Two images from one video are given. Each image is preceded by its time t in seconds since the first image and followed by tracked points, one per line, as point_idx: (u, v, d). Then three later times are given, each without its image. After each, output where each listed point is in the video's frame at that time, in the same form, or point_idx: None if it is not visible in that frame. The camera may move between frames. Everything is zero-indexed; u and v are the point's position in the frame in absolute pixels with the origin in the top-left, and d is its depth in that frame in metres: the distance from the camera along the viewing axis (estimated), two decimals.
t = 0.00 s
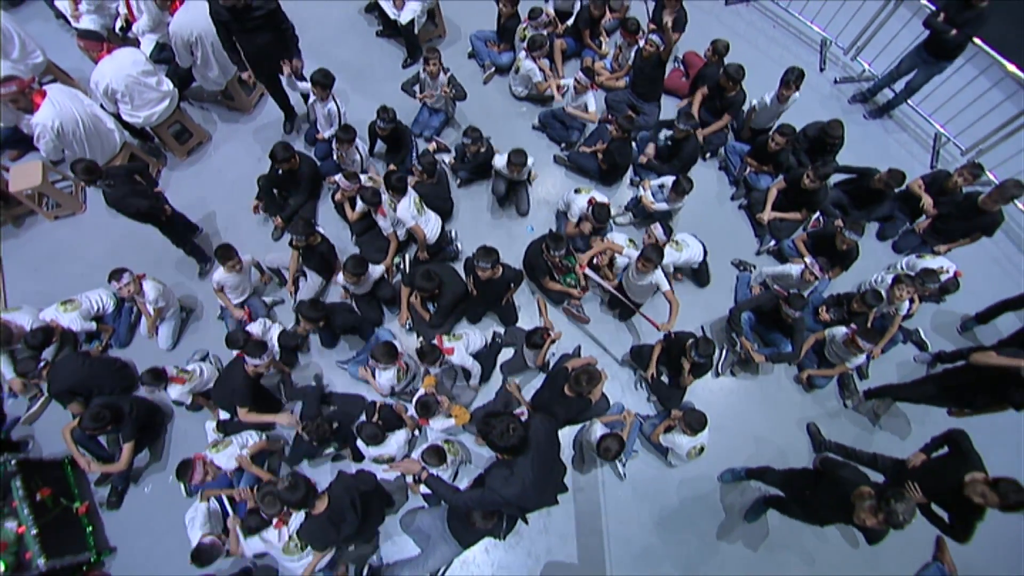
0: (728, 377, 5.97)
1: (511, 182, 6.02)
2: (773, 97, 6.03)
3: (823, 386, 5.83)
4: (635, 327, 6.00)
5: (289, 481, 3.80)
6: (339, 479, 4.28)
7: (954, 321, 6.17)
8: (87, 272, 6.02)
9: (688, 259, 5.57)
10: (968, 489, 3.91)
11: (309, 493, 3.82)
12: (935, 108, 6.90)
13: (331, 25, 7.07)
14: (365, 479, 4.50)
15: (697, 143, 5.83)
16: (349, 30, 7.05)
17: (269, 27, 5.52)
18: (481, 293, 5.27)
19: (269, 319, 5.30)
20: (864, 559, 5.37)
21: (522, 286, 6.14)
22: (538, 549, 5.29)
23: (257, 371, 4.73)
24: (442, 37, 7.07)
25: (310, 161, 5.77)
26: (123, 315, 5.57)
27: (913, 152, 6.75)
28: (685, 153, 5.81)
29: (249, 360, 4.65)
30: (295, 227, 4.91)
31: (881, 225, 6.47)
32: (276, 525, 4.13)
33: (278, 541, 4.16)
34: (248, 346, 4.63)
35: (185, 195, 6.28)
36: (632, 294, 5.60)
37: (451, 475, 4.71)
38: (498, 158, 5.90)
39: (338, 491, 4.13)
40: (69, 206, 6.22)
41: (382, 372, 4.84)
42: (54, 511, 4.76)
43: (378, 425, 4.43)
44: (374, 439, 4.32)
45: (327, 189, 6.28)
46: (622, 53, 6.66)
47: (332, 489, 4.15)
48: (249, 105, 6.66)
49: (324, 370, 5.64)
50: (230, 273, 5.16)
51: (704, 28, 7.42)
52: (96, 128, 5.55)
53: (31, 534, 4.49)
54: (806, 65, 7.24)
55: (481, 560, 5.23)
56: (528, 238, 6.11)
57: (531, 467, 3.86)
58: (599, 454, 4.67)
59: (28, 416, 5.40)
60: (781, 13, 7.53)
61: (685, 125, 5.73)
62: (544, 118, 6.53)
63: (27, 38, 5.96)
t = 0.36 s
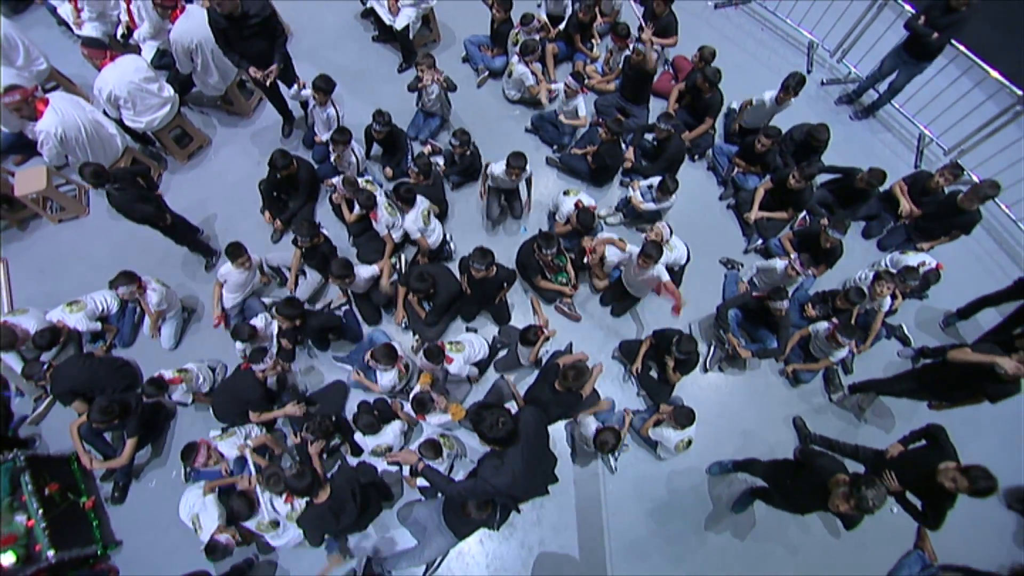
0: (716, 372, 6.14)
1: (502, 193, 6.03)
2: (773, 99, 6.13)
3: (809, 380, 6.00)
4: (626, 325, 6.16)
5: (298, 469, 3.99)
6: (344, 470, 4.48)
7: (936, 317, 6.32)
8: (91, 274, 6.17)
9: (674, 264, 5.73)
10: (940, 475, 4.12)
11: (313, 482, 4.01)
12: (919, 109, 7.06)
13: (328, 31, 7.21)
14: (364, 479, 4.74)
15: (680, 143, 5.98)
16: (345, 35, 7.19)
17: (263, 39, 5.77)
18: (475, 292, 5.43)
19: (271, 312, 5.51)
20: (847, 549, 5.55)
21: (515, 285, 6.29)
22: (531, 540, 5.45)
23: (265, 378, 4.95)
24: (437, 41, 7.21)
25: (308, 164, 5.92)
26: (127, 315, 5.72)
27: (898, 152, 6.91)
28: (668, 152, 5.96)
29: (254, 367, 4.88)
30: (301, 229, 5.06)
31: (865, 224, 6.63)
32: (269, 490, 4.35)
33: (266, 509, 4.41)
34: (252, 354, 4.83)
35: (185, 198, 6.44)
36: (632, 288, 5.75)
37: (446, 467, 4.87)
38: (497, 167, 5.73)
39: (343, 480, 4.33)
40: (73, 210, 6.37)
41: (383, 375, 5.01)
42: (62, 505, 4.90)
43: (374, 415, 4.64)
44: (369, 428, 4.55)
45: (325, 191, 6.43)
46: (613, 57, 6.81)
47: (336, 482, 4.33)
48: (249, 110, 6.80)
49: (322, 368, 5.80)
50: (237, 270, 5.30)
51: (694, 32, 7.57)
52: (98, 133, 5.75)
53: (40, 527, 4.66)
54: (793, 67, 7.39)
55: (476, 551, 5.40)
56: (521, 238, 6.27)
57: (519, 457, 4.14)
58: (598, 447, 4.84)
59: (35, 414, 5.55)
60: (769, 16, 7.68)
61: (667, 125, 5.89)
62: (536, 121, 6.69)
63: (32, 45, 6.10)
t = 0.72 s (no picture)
0: (704, 368, 6.29)
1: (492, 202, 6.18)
2: (752, 91, 6.32)
3: (795, 375, 6.16)
4: (616, 323, 6.32)
5: (299, 463, 4.12)
6: (343, 459, 4.63)
7: (919, 313, 6.48)
8: (94, 275, 6.32)
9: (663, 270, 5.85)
10: (915, 464, 4.36)
11: (315, 477, 4.15)
12: (903, 109, 7.22)
13: (325, 35, 7.35)
14: (370, 478, 4.95)
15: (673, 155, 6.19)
16: (341, 40, 7.33)
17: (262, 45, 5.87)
18: (469, 292, 5.58)
19: (275, 312, 5.73)
20: (831, 539, 5.74)
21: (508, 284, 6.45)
22: (524, 532, 5.61)
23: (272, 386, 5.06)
24: (431, 46, 7.35)
25: (306, 168, 6.09)
26: (129, 316, 5.86)
27: (882, 151, 7.07)
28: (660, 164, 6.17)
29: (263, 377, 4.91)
30: (289, 237, 5.23)
31: (851, 222, 6.80)
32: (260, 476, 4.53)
33: (253, 498, 4.56)
34: (264, 367, 4.86)
35: (185, 201, 6.59)
36: (627, 282, 5.92)
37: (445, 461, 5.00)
38: (489, 171, 5.81)
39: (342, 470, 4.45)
40: (76, 213, 6.52)
41: (380, 368, 5.19)
42: (68, 500, 5.05)
43: (370, 408, 4.79)
44: (365, 423, 4.72)
45: (323, 194, 6.58)
46: (604, 60, 6.97)
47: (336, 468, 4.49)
48: (247, 114, 6.94)
49: (320, 367, 5.95)
50: (244, 268, 5.48)
51: (683, 35, 7.71)
52: (102, 139, 5.84)
53: (48, 520, 4.80)
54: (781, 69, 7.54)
55: (471, 543, 5.56)
56: (514, 238, 6.43)
57: (508, 450, 4.32)
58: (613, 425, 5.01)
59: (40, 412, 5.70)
60: (757, 19, 7.82)
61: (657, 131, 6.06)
62: (529, 124, 6.83)
63: (35, 52, 6.26)
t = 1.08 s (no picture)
0: (692, 364, 6.44)
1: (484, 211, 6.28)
2: (732, 79, 6.62)
3: (781, 372, 6.32)
4: (607, 321, 6.48)
5: (287, 473, 4.34)
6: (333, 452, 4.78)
7: (904, 311, 6.63)
8: (98, 274, 6.48)
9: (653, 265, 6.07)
10: (893, 459, 4.52)
11: (303, 485, 4.38)
12: (891, 112, 7.36)
13: (323, 39, 7.50)
14: (365, 473, 5.08)
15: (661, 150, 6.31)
16: (339, 43, 7.47)
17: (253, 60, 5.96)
18: (463, 290, 5.72)
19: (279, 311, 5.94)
20: (816, 531, 5.90)
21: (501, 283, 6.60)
22: (516, 524, 5.77)
23: (265, 378, 5.17)
24: (427, 49, 7.49)
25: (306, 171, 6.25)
26: (132, 313, 6.01)
27: (870, 153, 7.21)
28: (648, 157, 6.28)
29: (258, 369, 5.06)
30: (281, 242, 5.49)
31: (838, 223, 6.95)
32: (274, 483, 4.73)
33: (268, 498, 4.81)
34: (261, 360, 5.00)
35: (186, 202, 6.74)
36: (617, 282, 6.09)
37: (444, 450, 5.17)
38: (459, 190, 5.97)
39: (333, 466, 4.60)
40: (80, 213, 6.68)
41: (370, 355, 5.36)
42: (74, 492, 5.22)
43: (365, 402, 4.95)
44: (362, 416, 4.92)
45: (321, 195, 6.73)
46: (596, 63, 7.13)
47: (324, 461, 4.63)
48: (247, 116, 7.08)
49: (318, 365, 6.10)
50: (243, 267, 5.65)
51: (675, 38, 7.85)
52: (108, 142, 5.98)
53: (55, 511, 4.97)
54: (771, 72, 7.67)
55: (465, 535, 5.72)
56: (508, 238, 6.58)
57: (498, 442, 4.50)
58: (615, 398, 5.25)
59: (46, 407, 5.86)
60: (748, 23, 7.95)
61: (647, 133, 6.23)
62: (523, 126, 6.98)
63: (41, 57, 6.43)
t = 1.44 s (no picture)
0: (682, 364, 6.59)
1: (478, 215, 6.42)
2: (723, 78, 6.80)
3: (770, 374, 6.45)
4: (600, 321, 6.63)
5: (282, 467, 4.64)
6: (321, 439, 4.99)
7: (893, 314, 6.76)
8: (105, 268, 6.65)
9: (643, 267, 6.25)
10: (874, 458, 4.63)
11: (298, 478, 4.68)
12: (883, 118, 7.49)
13: (327, 41, 7.66)
14: (360, 463, 5.32)
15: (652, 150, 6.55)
16: (342, 46, 7.63)
17: (235, 77, 6.14)
18: (459, 287, 5.89)
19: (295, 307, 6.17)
20: (802, 527, 6.03)
21: (497, 281, 6.75)
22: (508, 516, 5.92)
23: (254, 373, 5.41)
24: (429, 52, 7.64)
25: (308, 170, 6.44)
26: (137, 307, 6.20)
27: (862, 158, 7.34)
28: (641, 159, 6.51)
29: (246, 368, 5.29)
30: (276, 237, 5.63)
31: (829, 226, 7.08)
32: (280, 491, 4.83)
33: (275, 503, 4.94)
34: (246, 357, 5.23)
35: (191, 199, 6.91)
36: (610, 283, 6.26)
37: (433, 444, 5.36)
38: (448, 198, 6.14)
39: (325, 453, 4.86)
40: (88, 209, 6.86)
41: (364, 337, 5.63)
42: (79, 478, 5.41)
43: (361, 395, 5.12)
44: (357, 407, 5.08)
45: (322, 194, 6.89)
46: (594, 67, 7.23)
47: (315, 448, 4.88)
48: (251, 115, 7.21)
49: (317, 359, 6.28)
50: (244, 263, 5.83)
51: (673, 43, 7.97)
52: (115, 140, 6.15)
53: (61, 496, 5.17)
54: (766, 78, 7.80)
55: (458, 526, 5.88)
56: (504, 238, 6.73)
57: (490, 433, 4.67)
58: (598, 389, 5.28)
59: (53, 396, 6.03)
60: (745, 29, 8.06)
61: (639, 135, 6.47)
62: (520, 128, 7.14)
63: (52, 56, 6.61)
